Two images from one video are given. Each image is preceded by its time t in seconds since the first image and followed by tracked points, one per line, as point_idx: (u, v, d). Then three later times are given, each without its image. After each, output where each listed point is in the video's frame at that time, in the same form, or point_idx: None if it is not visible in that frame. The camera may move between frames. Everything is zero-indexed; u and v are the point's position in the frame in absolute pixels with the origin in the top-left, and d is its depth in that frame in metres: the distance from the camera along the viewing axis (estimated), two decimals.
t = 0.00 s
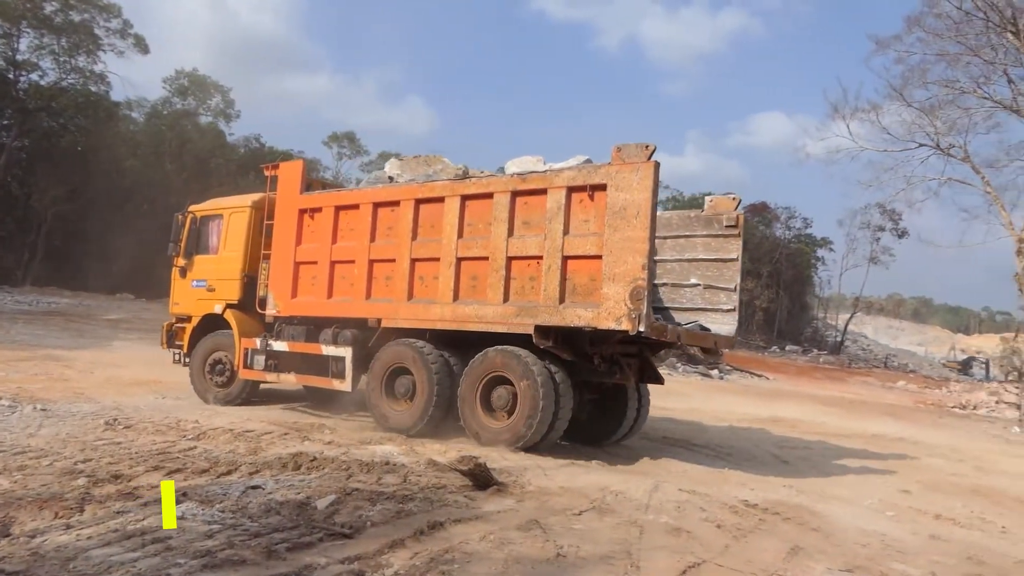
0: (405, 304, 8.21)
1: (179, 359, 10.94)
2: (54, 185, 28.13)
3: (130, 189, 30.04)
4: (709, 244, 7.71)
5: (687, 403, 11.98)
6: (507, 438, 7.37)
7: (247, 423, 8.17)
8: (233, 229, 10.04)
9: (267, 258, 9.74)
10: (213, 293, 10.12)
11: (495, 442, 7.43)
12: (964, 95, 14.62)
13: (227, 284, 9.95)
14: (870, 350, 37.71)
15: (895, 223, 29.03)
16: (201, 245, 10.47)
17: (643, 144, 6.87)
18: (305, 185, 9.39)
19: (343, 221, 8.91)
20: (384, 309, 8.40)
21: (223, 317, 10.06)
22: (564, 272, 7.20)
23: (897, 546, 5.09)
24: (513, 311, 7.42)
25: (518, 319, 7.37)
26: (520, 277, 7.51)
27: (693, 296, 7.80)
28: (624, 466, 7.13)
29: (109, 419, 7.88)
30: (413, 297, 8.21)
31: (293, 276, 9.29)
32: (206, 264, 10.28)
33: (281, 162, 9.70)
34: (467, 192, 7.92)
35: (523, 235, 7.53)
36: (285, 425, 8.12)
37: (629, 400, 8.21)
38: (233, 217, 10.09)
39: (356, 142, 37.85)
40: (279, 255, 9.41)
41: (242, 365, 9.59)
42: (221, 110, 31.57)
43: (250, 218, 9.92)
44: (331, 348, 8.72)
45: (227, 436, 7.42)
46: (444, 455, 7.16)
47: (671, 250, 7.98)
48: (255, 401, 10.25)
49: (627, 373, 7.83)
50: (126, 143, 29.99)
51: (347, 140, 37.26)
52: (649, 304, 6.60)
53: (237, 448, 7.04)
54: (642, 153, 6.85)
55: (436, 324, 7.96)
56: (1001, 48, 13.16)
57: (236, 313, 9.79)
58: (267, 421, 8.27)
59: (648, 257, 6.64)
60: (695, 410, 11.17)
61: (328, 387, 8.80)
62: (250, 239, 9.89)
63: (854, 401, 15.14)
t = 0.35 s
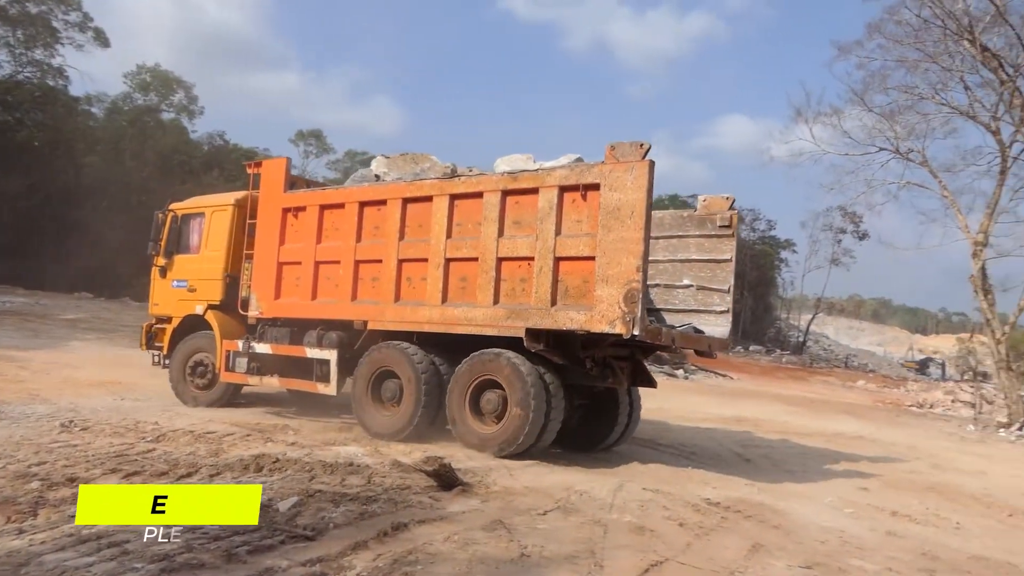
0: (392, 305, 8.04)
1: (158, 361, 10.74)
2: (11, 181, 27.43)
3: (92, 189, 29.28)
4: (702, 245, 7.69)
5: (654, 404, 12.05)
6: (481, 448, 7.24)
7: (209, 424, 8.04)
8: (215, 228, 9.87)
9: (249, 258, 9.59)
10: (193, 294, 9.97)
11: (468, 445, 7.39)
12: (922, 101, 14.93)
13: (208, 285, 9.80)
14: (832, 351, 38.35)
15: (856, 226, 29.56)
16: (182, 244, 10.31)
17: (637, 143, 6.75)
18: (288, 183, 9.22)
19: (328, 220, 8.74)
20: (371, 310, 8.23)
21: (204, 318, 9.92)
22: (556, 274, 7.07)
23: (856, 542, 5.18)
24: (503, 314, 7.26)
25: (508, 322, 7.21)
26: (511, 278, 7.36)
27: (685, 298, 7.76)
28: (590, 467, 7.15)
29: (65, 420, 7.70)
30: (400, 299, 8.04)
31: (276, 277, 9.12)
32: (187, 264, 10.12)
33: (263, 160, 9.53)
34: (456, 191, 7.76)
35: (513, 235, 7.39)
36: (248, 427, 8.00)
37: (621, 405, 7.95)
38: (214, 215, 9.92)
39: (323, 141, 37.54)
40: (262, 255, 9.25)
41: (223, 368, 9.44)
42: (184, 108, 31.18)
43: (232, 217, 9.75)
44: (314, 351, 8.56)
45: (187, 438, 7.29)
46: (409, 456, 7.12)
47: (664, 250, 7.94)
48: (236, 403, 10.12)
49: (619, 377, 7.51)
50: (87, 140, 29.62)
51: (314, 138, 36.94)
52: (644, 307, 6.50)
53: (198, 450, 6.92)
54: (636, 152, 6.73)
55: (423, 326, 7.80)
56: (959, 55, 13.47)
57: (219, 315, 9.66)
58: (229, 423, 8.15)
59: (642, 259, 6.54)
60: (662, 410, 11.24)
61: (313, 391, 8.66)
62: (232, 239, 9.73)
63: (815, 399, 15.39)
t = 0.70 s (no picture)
0: (379, 307, 7.88)
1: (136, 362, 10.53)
2: None
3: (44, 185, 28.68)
4: (694, 248, 7.29)
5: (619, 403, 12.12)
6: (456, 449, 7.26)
7: (167, 427, 7.88)
8: (196, 226, 9.69)
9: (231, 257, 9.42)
10: (173, 294, 9.77)
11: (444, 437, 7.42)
12: (879, 106, 15.23)
13: (188, 285, 9.60)
14: (792, 350, 38.99)
15: (816, 228, 30.08)
16: (161, 242, 10.13)
17: (632, 143, 6.64)
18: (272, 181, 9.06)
19: (313, 219, 8.58)
20: (356, 312, 8.06)
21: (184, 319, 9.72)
22: (548, 276, 6.92)
23: (813, 539, 5.26)
24: (493, 317, 7.11)
25: (499, 325, 7.06)
26: (501, 280, 7.20)
27: (677, 302, 7.39)
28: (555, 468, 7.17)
29: (17, 423, 7.48)
30: (387, 301, 7.88)
31: (259, 277, 8.95)
32: (166, 263, 9.94)
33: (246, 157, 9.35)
34: (446, 191, 7.59)
35: (504, 237, 7.23)
36: (207, 429, 7.86)
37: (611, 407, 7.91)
38: (195, 213, 9.74)
39: (286, 139, 37.17)
40: (244, 254, 9.09)
41: (204, 370, 9.29)
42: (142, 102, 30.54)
43: (214, 215, 9.58)
44: (299, 353, 8.42)
45: (144, 441, 7.14)
46: (372, 458, 7.06)
47: (655, 254, 7.52)
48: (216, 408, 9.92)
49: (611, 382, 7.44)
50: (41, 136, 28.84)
51: (277, 136, 36.54)
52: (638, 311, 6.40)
53: (155, 453, 6.78)
54: (631, 153, 6.61)
55: (411, 329, 7.63)
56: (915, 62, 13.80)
57: (199, 316, 9.46)
58: (188, 425, 8.00)
59: (637, 262, 6.41)
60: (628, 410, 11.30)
61: (296, 394, 8.55)
62: (213, 238, 9.55)
63: (775, 398, 15.63)
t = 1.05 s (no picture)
0: (374, 309, 7.77)
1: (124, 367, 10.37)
2: None
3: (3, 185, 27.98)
4: (695, 251, 7.34)
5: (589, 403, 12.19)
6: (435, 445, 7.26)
7: (130, 432, 7.73)
8: (187, 227, 9.57)
9: (221, 259, 9.30)
10: (163, 297, 9.60)
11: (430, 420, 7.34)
12: (843, 109, 15.53)
13: (179, 288, 9.44)
14: (758, 349, 39.46)
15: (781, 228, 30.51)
16: (151, 245, 10.00)
17: (633, 140, 6.54)
18: (265, 181, 8.95)
19: (306, 220, 8.48)
20: (350, 314, 7.95)
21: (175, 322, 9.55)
22: (547, 277, 6.81)
23: (780, 536, 5.32)
24: (490, 318, 6.99)
25: (496, 326, 6.94)
26: (498, 281, 7.09)
27: (678, 305, 7.41)
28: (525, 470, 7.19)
29: None
30: (382, 302, 7.77)
31: (250, 278, 8.84)
32: (157, 265, 9.80)
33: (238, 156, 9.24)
34: (442, 190, 7.48)
35: (502, 237, 7.12)
36: (173, 434, 7.73)
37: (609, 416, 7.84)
38: (185, 214, 9.61)
39: (253, 140, 36.80)
40: (235, 255, 8.97)
41: (191, 374, 9.07)
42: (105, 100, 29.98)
43: (204, 216, 9.47)
44: (292, 356, 8.31)
45: (108, 446, 7.00)
46: (341, 461, 7.01)
47: (655, 257, 7.56)
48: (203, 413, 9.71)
49: (610, 385, 7.42)
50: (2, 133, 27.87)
51: (245, 137, 36.16)
52: (640, 311, 6.26)
53: (119, 458, 6.65)
54: (633, 151, 6.51)
55: (407, 331, 7.51)
56: (876, 66, 14.09)
57: (188, 317, 9.27)
58: (153, 430, 7.86)
59: (639, 262, 6.29)
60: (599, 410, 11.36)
61: (288, 399, 8.43)
62: (204, 240, 9.43)
63: (742, 397, 15.80)
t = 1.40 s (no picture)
0: (367, 311, 7.60)
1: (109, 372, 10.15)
2: None
3: None
4: (694, 253, 7.35)
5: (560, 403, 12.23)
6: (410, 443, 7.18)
7: (88, 436, 7.56)
8: (175, 229, 9.38)
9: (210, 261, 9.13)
10: (149, 300, 9.41)
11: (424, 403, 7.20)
12: (806, 111, 15.81)
13: (166, 290, 9.26)
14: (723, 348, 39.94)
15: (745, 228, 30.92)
16: (136, 246, 9.81)
17: (634, 138, 6.37)
18: (256, 181, 8.81)
19: (298, 220, 8.32)
20: (342, 316, 7.77)
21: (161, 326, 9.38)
22: (545, 277, 6.62)
23: (743, 532, 5.38)
24: (487, 319, 6.81)
25: (493, 328, 6.76)
26: (495, 281, 6.90)
27: (676, 308, 7.45)
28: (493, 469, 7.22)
29: None
30: (376, 304, 7.60)
31: (240, 281, 8.67)
32: (142, 267, 9.61)
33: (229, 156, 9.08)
34: (438, 189, 7.32)
35: (499, 237, 6.94)
36: (133, 437, 7.58)
37: (608, 423, 7.72)
38: (173, 215, 9.43)
39: (217, 139, 36.27)
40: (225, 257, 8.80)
41: (179, 378, 8.91)
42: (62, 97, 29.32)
43: (192, 217, 9.29)
44: (282, 360, 8.15)
45: (65, 451, 6.83)
46: (305, 463, 6.94)
47: (654, 259, 7.57)
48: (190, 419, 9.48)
49: (609, 388, 7.34)
50: None
51: (208, 136, 35.63)
52: (641, 311, 6.08)
53: (76, 463, 6.49)
54: (634, 148, 6.36)
55: (401, 333, 7.33)
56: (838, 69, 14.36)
57: (176, 321, 9.12)
58: (112, 434, 7.70)
59: (640, 261, 6.12)
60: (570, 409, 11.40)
61: (277, 403, 8.28)
62: (193, 241, 9.26)
63: (708, 396, 15.98)
